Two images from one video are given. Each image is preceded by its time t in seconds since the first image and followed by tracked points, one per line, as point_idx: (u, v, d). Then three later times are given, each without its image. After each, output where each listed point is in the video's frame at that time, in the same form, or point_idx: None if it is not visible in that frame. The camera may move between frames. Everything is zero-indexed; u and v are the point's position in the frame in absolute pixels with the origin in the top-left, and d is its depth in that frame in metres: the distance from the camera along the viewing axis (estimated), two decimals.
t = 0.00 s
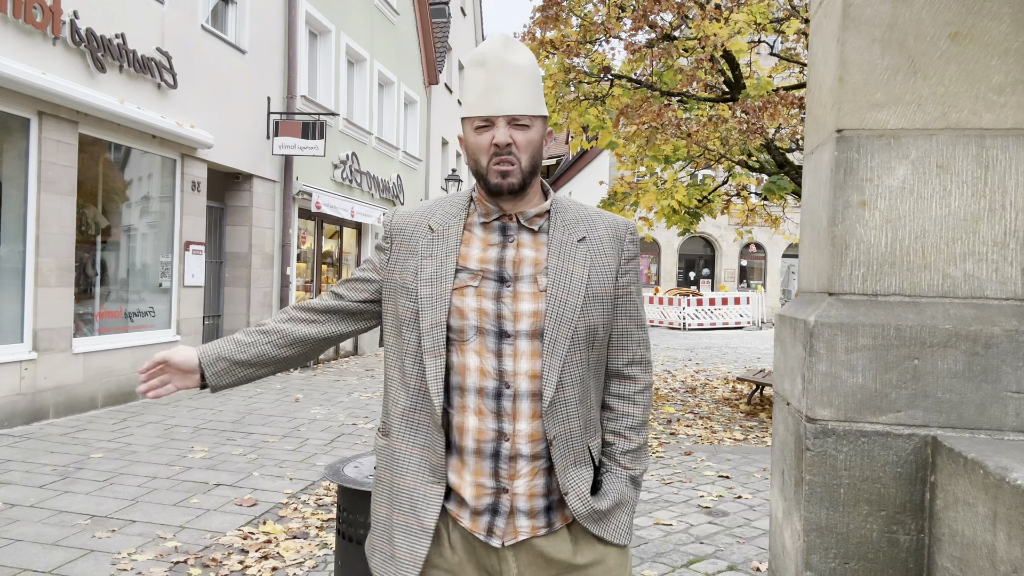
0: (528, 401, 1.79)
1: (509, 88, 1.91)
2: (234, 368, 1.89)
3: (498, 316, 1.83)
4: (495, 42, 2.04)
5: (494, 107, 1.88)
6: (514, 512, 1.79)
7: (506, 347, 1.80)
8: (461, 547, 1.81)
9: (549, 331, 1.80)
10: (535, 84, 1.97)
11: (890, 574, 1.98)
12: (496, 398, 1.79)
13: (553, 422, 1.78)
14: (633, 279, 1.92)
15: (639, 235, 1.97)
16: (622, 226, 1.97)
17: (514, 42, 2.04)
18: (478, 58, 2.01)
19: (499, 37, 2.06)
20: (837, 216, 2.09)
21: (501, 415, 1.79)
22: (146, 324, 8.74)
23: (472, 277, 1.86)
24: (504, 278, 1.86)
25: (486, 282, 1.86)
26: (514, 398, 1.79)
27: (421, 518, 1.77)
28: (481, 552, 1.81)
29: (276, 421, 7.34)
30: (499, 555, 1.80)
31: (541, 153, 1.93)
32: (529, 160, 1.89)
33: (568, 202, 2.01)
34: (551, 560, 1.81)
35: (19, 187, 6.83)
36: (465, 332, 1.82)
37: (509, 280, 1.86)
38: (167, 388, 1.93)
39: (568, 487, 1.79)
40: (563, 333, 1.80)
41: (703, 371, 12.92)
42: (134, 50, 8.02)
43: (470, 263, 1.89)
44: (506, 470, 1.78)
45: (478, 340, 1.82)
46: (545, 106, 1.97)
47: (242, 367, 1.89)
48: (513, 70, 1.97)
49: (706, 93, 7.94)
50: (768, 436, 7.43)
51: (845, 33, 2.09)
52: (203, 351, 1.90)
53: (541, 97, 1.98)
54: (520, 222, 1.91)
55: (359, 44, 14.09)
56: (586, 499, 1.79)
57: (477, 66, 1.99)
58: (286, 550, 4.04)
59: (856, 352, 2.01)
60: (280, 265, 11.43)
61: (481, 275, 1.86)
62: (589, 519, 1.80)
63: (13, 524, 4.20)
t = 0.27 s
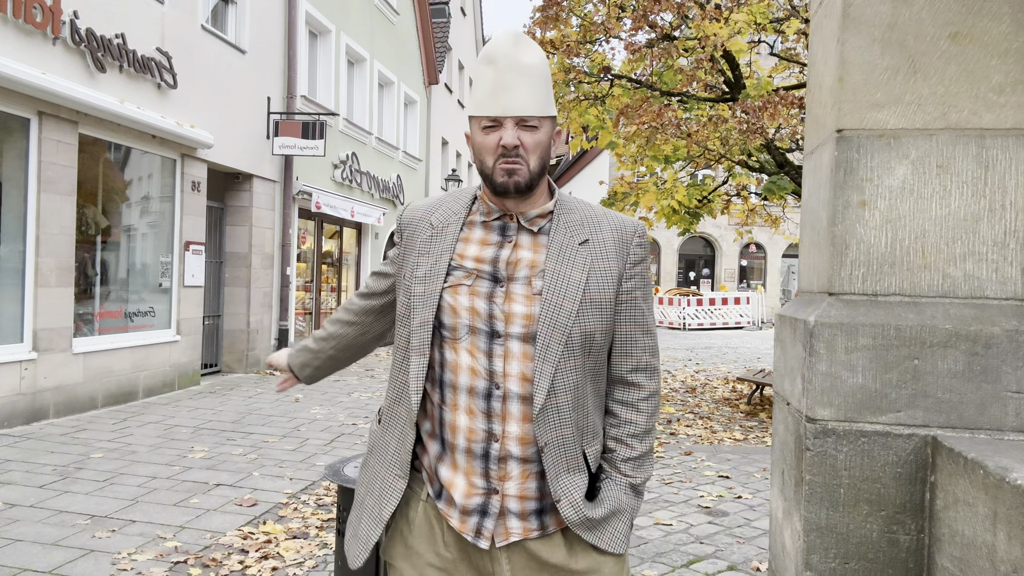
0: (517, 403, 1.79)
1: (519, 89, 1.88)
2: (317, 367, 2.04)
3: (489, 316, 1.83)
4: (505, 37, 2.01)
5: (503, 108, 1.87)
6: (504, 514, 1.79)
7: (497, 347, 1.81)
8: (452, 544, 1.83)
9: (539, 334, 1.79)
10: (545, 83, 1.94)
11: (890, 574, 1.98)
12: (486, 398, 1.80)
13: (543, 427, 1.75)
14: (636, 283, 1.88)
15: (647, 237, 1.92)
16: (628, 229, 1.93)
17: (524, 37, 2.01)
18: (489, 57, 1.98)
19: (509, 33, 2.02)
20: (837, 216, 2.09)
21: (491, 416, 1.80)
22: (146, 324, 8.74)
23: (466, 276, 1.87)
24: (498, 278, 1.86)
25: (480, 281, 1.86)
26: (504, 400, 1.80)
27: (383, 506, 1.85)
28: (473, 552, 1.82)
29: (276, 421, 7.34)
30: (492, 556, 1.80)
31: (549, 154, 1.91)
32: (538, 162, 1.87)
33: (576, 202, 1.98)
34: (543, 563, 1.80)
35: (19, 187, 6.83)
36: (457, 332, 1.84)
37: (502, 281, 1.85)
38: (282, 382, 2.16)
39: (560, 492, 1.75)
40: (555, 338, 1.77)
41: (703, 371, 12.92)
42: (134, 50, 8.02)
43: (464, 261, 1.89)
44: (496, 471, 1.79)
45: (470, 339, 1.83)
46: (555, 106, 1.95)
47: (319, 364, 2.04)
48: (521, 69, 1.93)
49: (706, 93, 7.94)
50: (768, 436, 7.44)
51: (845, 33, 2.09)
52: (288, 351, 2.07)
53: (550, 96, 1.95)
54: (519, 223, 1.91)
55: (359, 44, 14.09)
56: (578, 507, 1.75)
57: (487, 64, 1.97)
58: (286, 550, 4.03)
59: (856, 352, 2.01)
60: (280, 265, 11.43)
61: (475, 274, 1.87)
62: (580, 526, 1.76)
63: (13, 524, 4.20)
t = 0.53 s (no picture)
0: (515, 403, 1.79)
1: (519, 89, 1.88)
2: (360, 383, 2.08)
3: (488, 316, 1.83)
4: (506, 36, 2.01)
5: (504, 109, 1.87)
6: (504, 514, 1.79)
7: (496, 347, 1.81)
8: (453, 545, 1.83)
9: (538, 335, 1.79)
10: (546, 83, 1.93)
11: (890, 574, 1.98)
12: (485, 398, 1.81)
13: (542, 428, 1.75)
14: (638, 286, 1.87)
15: (650, 238, 1.91)
16: (630, 229, 1.92)
17: (525, 36, 2.00)
18: (489, 57, 1.98)
19: (511, 32, 2.02)
20: (837, 216, 2.09)
21: (491, 416, 1.80)
22: (146, 323, 8.74)
23: (466, 276, 1.88)
24: (497, 278, 1.86)
25: (480, 281, 1.86)
26: (503, 400, 1.80)
27: (401, 508, 1.87)
28: (474, 553, 1.82)
29: (276, 421, 7.34)
30: (492, 557, 1.80)
31: (551, 155, 1.91)
32: (539, 163, 1.87)
33: (578, 202, 1.98)
34: (544, 564, 1.79)
35: (19, 187, 6.83)
36: (457, 332, 1.85)
37: (502, 281, 1.85)
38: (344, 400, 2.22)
39: (559, 494, 1.75)
40: (554, 339, 1.77)
41: (703, 371, 12.92)
42: (134, 50, 8.02)
43: (465, 262, 1.90)
44: (495, 471, 1.79)
45: (470, 339, 1.84)
46: (557, 106, 1.94)
47: (362, 379, 2.08)
48: (521, 69, 1.93)
49: (706, 93, 7.94)
50: (768, 436, 7.44)
51: (845, 34, 2.10)
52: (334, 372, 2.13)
53: (552, 96, 1.94)
54: (520, 224, 1.91)
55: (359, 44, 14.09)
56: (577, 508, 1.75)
57: (488, 63, 1.97)
58: (286, 550, 4.03)
59: (856, 352, 2.01)
60: (280, 265, 11.43)
61: (475, 274, 1.87)
62: (580, 526, 1.76)
63: (13, 524, 4.20)
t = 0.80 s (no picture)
0: (520, 404, 1.79)
1: (520, 89, 1.88)
2: (348, 384, 2.07)
3: (493, 316, 1.83)
4: (507, 35, 2.00)
5: (505, 109, 1.86)
6: (508, 515, 1.79)
7: (501, 348, 1.81)
8: (456, 546, 1.83)
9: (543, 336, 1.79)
10: (548, 82, 1.92)
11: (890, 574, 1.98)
12: (490, 398, 1.80)
13: (547, 429, 1.75)
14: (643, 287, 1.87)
15: (653, 240, 1.91)
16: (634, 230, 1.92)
17: (526, 35, 1.99)
18: (490, 56, 1.98)
19: (513, 30, 2.00)
20: (837, 216, 2.09)
21: (495, 416, 1.80)
22: (146, 323, 8.74)
23: (471, 276, 1.88)
24: (502, 278, 1.86)
25: (485, 281, 1.86)
26: (508, 401, 1.80)
27: (404, 510, 1.86)
28: (476, 554, 1.82)
29: (276, 421, 7.34)
30: (495, 557, 1.79)
31: (553, 155, 1.90)
32: (541, 163, 1.87)
33: (582, 204, 1.98)
34: (548, 564, 1.79)
35: (19, 187, 6.83)
36: (461, 332, 1.85)
37: (507, 281, 1.85)
38: (327, 402, 2.20)
39: (564, 495, 1.75)
40: (559, 340, 1.77)
41: (703, 371, 12.93)
42: (134, 50, 8.02)
43: (470, 262, 1.90)
44: (499, 472, 1.79)
45: (475, 340, 1.84)
46: (559, 104, 1.93)
47: (349, 381, 2.08)
48: (522, 68, 1.91)
49: (706, 93, 7.94)
50: (768, 436, 7.44)
51: (845, 34, 2.10)
52: (319, 372, 2.12)
53: (555, 94, 1.93)
54: (525, 225, 1.91)
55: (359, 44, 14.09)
56: (582, 509, 1.75)
57: (488, 64, 1.96)
58: (286, 550, 4.03)
59: (856, 352, 2.01)
60: (280, 265, 11.43)
61: (480, 275, 1.87)
62: (584, 527, 1.76)
63: (13, 524, 4.20)
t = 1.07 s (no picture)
0: (525, 405, 1.79)
1: (528, 90, 1.88)
2: (337, 382, 2.07)
3: (498, 317, 1.82)
4: (515, 35, 2.00)
5: (511, 109, 1.86)
6: (511, 515, 1.79)
7: (506, 348, 1.81)
8: (459, 547, 1.82)
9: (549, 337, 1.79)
10: (554, 84, 1.93)
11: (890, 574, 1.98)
12: (495, 399, 1.80)
13: (553, 430, 1.75)
14: (645, 290, 1.88)
15: (656, 242, 1.92)
16: (638, 232, 1.93)
17: (534, 36, 2.00)
18: (498, 56, 1.98)
19: (522, 30, 2.01)
20: (837, 216, 2.09)
21: (500, 417, 1.80)
22: (146, 324, 8.74)
23: (475, 276, 1.87)
24: (507, 279, 1.85)
25: (490, 282, 1.86)
26: (513, 402, 1.79)
27: (405, 511, 1.85)
28: (479, 554, 1.82)
29: (276, 421, 7.34)
30: (497, 558, 1.79)
31: (559, 156, 1.90)
32: (546, 163, 1.87)
33: (585, 205, 1.98)
34: (551, 564, 1.79)
35: (19, 187, 6.83)
36: (466, 333, 1.84)
37: (512, 282, 1.85)
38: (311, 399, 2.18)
39: (568, 496, 1.76)
40: (565, 341, 1.77)
41: (703, 371, 12.93)
42: (134, 50, 8.02)
43: (474, 263, 1.89)
44: (503, 473, 1.79)
45: (479, 340, 1.83)
46: (565, 106, 1.94)
47: (338, 379, 2.07)
48: (530, 70, 1.92)
49: (706, 93, 7.95)
50: (768, 436, 7.44)
51: (845, 34, 2.10)
52: (307, 368, 2.11)
53: (561, 96, 1.94)
54: (530, 226, 1.91)
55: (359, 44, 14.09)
56: (585, 510, 1.76)
57: (496, 63, 1.97)
58: (286, 550, 4.03)
59: (856, 352, 2.01)
60: (280, 265, 11.43)
61: (484, 275, 1.87)
62: (586, 528, 1.77)
63: (13, 524, 4.20)
